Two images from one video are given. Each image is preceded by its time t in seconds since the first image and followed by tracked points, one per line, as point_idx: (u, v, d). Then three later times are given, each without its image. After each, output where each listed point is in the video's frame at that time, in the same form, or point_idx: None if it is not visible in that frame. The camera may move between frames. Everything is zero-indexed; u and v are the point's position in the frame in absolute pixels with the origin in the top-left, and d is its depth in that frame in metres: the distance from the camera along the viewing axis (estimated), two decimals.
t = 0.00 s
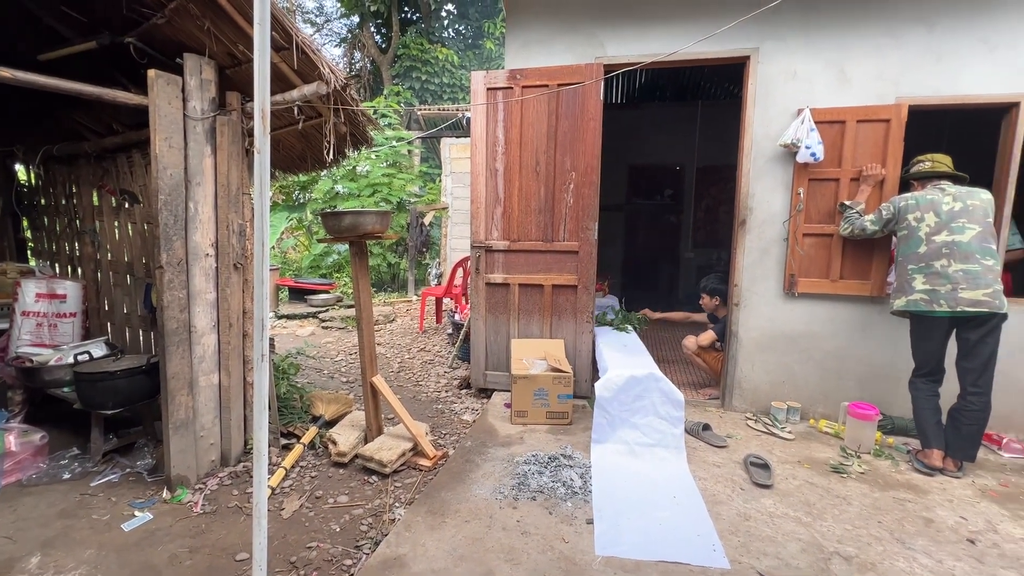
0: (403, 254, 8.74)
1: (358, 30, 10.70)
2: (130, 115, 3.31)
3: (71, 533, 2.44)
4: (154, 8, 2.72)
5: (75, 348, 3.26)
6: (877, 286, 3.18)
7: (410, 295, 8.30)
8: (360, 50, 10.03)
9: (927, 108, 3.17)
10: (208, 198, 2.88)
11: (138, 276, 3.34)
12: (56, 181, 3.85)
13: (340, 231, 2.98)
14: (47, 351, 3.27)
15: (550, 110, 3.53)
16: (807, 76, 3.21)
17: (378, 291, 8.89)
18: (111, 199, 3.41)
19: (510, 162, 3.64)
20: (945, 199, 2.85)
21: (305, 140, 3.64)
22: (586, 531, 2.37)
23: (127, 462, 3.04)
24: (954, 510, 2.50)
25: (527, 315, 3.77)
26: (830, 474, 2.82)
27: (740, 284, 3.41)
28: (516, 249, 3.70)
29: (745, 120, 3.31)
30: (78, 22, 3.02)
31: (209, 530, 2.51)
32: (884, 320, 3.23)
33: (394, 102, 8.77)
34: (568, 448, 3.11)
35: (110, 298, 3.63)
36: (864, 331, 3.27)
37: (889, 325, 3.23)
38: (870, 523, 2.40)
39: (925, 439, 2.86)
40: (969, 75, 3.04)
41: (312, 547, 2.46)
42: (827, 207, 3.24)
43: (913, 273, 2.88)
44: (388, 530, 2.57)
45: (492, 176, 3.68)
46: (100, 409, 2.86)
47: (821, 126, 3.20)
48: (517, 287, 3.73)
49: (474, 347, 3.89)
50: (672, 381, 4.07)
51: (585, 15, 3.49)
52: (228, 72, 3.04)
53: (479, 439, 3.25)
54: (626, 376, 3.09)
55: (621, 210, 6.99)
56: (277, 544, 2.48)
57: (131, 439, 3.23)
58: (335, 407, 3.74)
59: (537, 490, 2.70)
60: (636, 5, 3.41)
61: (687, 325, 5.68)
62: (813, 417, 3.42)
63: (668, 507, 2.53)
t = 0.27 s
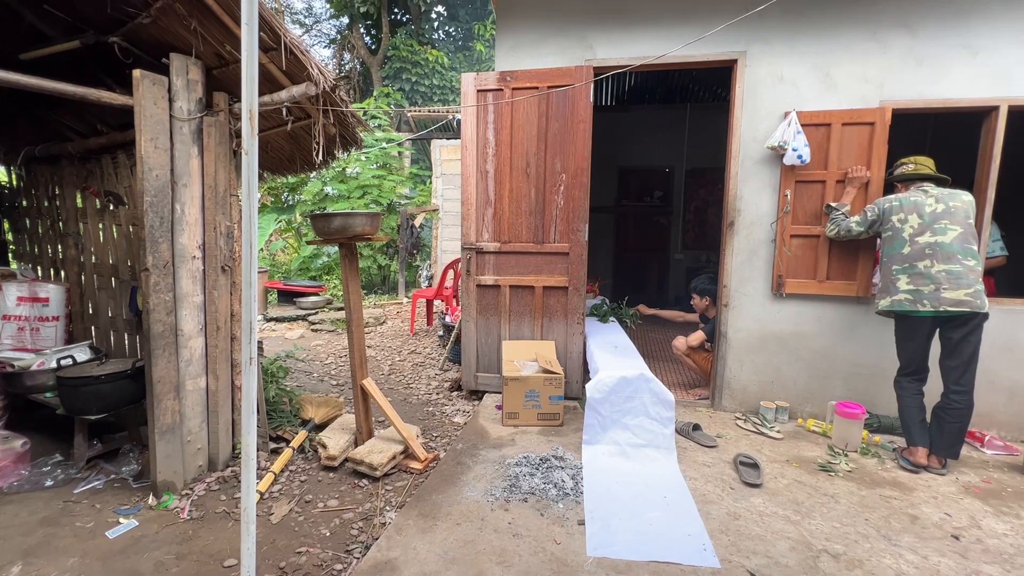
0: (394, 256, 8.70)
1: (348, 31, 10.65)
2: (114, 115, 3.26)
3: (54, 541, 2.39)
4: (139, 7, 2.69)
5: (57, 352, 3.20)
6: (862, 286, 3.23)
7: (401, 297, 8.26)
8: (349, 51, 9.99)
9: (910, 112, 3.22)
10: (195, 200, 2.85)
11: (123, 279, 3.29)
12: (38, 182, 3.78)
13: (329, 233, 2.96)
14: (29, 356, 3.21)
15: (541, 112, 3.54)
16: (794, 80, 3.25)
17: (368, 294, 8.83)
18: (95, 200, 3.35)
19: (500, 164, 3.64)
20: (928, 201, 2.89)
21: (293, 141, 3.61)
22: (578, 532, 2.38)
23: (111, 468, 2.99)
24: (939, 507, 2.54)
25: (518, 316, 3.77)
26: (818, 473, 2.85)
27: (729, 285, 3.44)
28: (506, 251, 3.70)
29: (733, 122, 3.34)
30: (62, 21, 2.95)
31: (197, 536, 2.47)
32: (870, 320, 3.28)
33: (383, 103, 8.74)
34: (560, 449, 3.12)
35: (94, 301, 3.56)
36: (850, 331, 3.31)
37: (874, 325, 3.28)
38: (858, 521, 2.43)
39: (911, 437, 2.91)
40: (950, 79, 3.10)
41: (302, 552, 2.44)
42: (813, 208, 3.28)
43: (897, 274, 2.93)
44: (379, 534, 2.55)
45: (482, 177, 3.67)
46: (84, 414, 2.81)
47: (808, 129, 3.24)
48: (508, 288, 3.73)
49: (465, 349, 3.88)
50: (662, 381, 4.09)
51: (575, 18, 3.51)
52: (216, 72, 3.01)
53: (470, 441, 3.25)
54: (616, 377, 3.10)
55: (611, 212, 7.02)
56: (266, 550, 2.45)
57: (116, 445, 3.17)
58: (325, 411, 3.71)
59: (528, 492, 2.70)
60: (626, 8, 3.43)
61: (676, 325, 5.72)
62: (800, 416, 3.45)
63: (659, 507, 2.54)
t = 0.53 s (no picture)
0: (379, 258, 8.64)
1: (332, 33, 10.57)
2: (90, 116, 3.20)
3: (27, 553, 2.33)
4: (115, 5, 2.63)
5: (31, 358, 3.11)
6: (841, 287, 3.30)
7: (386, 300, 8.20)
8: (334, 53, 9.91)
9: (885, 117, 3.31)
10: (174, 203, 2.80)
11: (100, 283, 3.21)
12: (11, 184, 3.68)
13: (313, 236, 2.94)
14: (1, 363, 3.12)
15: (526, 115, 3.55)
16: (774, 84, 3.32)
17: (353, 297, 8.75)
18: (70, 203, 3.27)
19: (486, 166, 3.64)
20: (903, 203, 2.97)
21: (276, 142, 3.57)
22: (565, 533, 2.38)
23: (88, 477, 2.91)
24: (916, 502, 2.61)
25: (504, 318, 3.77)
26: (800, 470, 2.90)
27: (712, 286, 3.49)
28: (492, 253, 3.70)
29: (715, 126, 3.40)
30: (36, 19, 2.87)
31: (177, 546, 2.42)
32: (849, 320, 3.35)
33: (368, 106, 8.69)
34: (546, 451, 3.12)
35: (70, 306, 3.48)
36: (830, 331, 3.38)
37: (853, 324, 3.35)
38: (838, 517, 2.48)
39: (889, 434, 2.97)
40: (924, 85, 3.19)
41: (286, 559, 2.40)
42: (793, 211, 3.34)
43: (874, 274, 2.99)
44: (364, 539, 2.52)
45: (468, 180, 3.67)
46: (58, 422, 2.74)
47: (787, 133, 3.30)
48: (494, 290, 3.73)
49: (451, 352, 3.87)
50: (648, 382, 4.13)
51: (559, 22, 3.53)
52: (196, 73, 2.97)
53: (456, 445, 3.24)
54: (602, 378, 3.12)
55: (596, 214, 7.06)
56: (249, 557, 2.42)
57: (92, 453, 3.09)
58: (309, 415, 3.67)
59: (515, 494, 2.70)
60: (609, 13, 3.46)
61: (661, 327, 5.77)
62: (783, 415, 3.51)
63: (645, 508, 2.56)
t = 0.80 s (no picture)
0: (359, 261, 8.53)
1: (310, 33, 10.43)
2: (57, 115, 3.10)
3: None
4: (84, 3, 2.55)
5: None
6: (813, 287, 3.39)
7: (367, 304, 8.11)
8: (311, 53, 9.77)
9: (854, 122, 3.41)
10: (146, 205, 2.73)
11: (68, 288, 3.11)
12: None
13: (291, 239, 2.90)
14: None
15: (505, 118, 3.56)
16: (748, 90, 3.39)
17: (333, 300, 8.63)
18: (36, 205, 3.17)
19: (466, 168, 3.64)
20: (870, 206, 3.07)
21: (253, 144, 3.51)
22: (546, 534, 2.40)
23: (55, 489, 2.82)
24: (885, 494, 2.70)
25: (485, 321, 3.77)
26: (775, 466, 2.97)
27: (690, 287, 3.55)
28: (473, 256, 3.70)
29: (691, 129, 3.46)
30: None
31: (150, 557, 2.36)
32: (821, 319, 3.45)
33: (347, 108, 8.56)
34: (528, 452, 3.14)
35: (36, 312, 3.36)
36: (803, 330, 3.47)
37: (824, 323, 3.45)
38: (812, 511, 2.55)
39: (859, 429, 3.07)
40: (889, 91, 3.30)
41: (264, 568, 2.36)
42: (767, 213, 3.42)
43: (844, 274, 3.09)
44: (344, 545, 2.50)
45: (448, 182, 3.67)
46: (23, 432, 2.64)
47: (761, 137, 3.38)
48: (475, 293, 3.73)
49: (432, 354, 3.85)
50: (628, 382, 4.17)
51: (538, 26, 3.55)
52: (168, 72, 2.90)
53: (438, 448, 3.23)
54: (583, 379, 3.14)
55: (577, 216, 7.10)
56: (226, 567, 2.37)
57: (60, 463, 2.99)
58: (288, 421, 3.62)
59: (497, 496, 2.70)
60: (588, 17, 3.50)
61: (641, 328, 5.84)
62: (759, 412, 3.59)
63: (626, 507, 2.59)
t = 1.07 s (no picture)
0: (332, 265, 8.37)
1: (280, 32, 10.22)
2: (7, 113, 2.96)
3: None
4: None
5: None
6: (777, 287, 3.51)
7: (340, 308, 7.97)
8: (281, 53, 9.58)
9: (813, 128, 3.55)
10: (106, 208, 2.63)
11: (22, 294, 2.97)
12: None
13: (260, 242, 2.84)
14: None
15: (478, 121, 3.57)
16: (713, 96, 3.49)
17: (305, 305, 8.46)
18: None
19: (439, 171, 3.63)
20: (829, 208, 3.20)
21: (219, 145, 3.42)
22: (521, 534, 2.42)
23: (7, 504, 2.69)
24: (845, 485, 2.82)
25: (459, 323, 3.77)
26: (743, 461, 3.07)
27: (660, 288, 3.63)
28: (447, 258, 3.70)
29: (660, 134, 3.54)
30: None
31: (111, 572, 2.28)
32: (784, 317, 3.57)
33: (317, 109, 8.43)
34: (503, 454, 3.15)
35: None
36: (768, 328, 3.59)
37: (788, 322, 3.57)
38: (777, 503, 2.65)
39: (821, 423, 3.20)
40: (846, 99, 3.44)
41: None
42: (733, 215, 3.53)
43: (805, 274, 3.21)
44: (316, 553, 2.46)
45: (421, 184, 3.65)
46: None
47: (727, 141, 3.48)
48: (449, 295, 3.72)
49: (406, 358, 3.83)
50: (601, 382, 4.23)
51: (510, 30, 3.58)
52: (129, 71, 2.82)
53: (412, 451, 3.21)
54: (557, 379, 3.18)
55: (551, 219, 7.15)
56: None
57: (13, 477, 2.86)
58: (257, 428, 3.54)
59: (472, 498, 2.71)
60: (559, 22, 3.54)
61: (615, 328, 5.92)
62: (727, 409, 3.70)
63: (599, 505, 2.63)
